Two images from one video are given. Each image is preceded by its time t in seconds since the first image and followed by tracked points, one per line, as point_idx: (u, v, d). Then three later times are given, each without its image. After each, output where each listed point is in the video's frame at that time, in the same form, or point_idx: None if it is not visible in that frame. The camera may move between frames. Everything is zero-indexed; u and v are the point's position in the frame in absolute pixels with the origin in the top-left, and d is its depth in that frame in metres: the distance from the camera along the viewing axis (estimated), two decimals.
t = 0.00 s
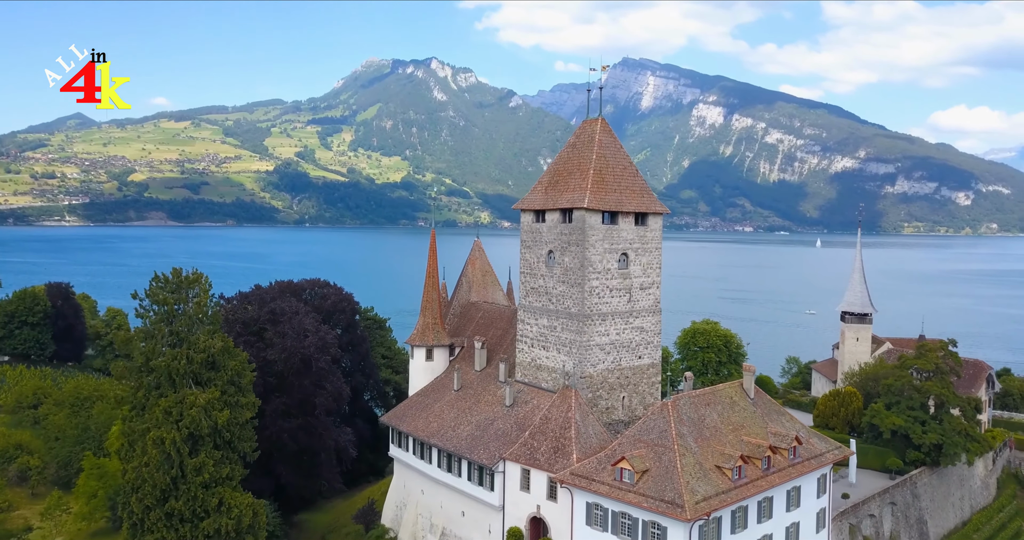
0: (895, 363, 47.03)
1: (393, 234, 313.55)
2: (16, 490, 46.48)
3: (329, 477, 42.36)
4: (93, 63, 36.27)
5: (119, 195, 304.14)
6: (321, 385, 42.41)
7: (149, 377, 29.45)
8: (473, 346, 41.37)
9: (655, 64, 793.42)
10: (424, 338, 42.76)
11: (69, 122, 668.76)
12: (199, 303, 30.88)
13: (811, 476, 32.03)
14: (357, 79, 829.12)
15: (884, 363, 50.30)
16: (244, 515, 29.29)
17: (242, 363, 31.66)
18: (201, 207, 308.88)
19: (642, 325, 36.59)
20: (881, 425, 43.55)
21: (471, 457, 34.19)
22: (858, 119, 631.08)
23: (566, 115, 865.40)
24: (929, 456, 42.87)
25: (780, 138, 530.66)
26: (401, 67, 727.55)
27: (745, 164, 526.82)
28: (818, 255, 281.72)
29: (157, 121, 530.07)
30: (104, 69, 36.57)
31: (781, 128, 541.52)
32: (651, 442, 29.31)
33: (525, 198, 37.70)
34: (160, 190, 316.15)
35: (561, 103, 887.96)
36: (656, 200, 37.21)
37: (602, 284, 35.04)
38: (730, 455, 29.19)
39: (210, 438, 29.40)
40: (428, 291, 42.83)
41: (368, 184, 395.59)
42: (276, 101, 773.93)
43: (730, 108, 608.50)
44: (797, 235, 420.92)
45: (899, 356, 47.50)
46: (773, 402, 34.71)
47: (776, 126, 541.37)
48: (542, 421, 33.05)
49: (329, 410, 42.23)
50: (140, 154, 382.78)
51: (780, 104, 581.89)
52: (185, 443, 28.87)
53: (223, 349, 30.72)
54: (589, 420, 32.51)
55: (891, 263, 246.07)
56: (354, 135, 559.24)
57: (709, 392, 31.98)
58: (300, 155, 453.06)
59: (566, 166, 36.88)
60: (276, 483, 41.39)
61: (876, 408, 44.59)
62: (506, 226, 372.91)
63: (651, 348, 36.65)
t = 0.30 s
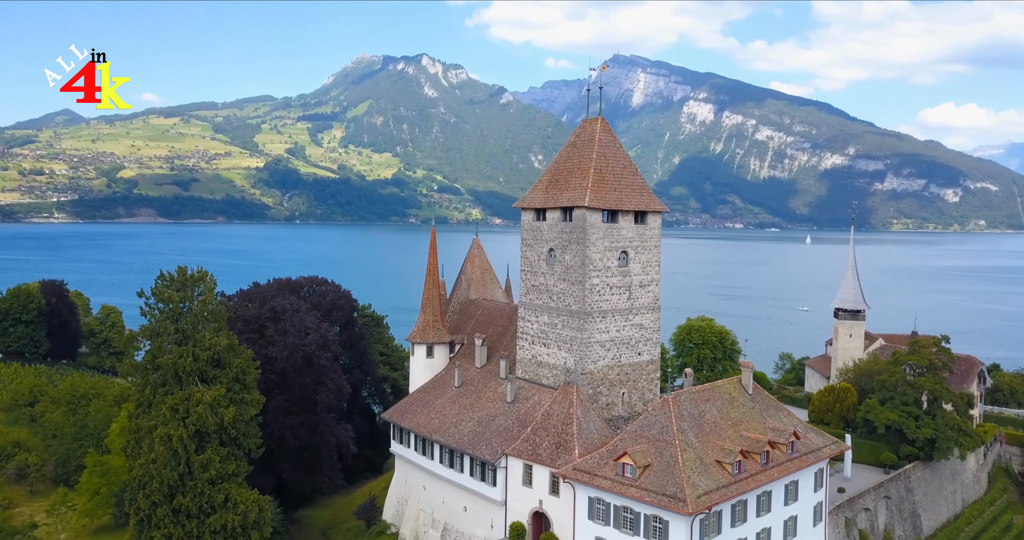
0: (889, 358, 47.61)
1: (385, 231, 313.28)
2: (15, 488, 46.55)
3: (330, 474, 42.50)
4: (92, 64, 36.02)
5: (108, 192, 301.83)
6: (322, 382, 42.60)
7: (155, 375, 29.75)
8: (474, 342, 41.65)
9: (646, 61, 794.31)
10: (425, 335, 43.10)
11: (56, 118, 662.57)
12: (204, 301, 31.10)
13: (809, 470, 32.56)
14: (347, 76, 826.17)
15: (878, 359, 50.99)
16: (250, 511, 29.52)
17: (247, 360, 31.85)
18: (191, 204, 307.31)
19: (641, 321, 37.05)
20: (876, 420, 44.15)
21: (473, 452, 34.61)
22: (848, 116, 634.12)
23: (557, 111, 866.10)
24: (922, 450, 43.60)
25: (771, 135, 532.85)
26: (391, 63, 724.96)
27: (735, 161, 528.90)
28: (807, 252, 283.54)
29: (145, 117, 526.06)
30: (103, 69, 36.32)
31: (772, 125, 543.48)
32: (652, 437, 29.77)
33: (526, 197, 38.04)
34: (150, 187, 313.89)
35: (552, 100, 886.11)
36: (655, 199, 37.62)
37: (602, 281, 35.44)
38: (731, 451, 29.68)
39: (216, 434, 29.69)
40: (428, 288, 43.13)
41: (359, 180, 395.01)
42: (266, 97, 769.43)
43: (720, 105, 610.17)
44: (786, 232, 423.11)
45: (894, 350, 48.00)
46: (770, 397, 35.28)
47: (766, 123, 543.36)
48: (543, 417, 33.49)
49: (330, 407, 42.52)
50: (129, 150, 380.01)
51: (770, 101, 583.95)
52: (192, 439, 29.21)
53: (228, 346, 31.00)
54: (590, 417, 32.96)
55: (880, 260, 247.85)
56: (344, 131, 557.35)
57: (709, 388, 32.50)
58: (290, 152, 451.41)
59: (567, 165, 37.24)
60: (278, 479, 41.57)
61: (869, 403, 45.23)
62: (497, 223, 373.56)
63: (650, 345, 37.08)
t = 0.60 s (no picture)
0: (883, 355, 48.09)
1: (376, 228, 312.69)
2: (13, 486, 46.64)
3: (330, 471, 42.76)
4: (92, 63, 36.07)
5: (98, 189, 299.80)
6: (322, 381, 42.90)
7: (160, 372, 29.99)
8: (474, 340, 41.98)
9: (638, 58, 794.97)
10: (425, 332, 43.35)
11: (44, 114, 656.94)
12: (208, 298, 31.29)
13: (806, 466, 33.01)
14: (338, 72, 823.40)
15: (873, 356, 51.66)
16: (254, 507, 29.84)
17: (251, 358, 32.07)
18: (182, 201, 306.03)
19: (640, 319, 37.41)
20: (871, 416, 44.71)
21: (475, 449, 34.98)
22: (838, 114, 636.53)
23: (549, 109, 865.99)
24: (916, 445, 44.16)
25: (762, 132, 534.49)
26: (383, 60, 723.02)
27: (727, 158, 530.43)
28: (798, 249, 284.85)
29: (135, 113, 522.73)
30: (104, 69, 36.40)
31: (763, 122, 544.89)
32: (652, 434, 30.16)
33: (526, 195, 38.36)
34: (140, 184, 311.96)
35: (544, 97, 885.68)
36: (655, 198, 37.96)
37: (602, 279, 35.80)
38: (730, 447, 30.10)
39: (221, 431, 29.91)
40: (428, 286, 43.38)
41: (351, 177, 394.46)
42: (257, 93, 765.58)
43: (712, 102, 611.62)
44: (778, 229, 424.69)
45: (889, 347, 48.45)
46: (768, 394, 35.72)
47: (757, 120, 545.20)
48: (544, 413, 33.88)
49: (330, 404, 42.81)
50: (120, 147, 377.60)
51: (761, 98, 585.56)
52: (198, 437, 29.43)
53: (232, 344, 31.24)
54: (590, 413, 33.33)
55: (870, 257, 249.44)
56: (336, 128, 555.76)
57: (707, 385, 32.95)
58: (282, 148, 449.93)
59: (566, 164, 37.59)
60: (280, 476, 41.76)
61: (864, 399, 45.80)
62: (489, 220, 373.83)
63: (650, 342, 37.48)
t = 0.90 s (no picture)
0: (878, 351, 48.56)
1: (367, 225, 312.05)
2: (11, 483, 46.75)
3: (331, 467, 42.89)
4: (93, 64, 36.55)
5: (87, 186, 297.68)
6: (324, 377, 43.14)
7: (165, 369, 30.24)
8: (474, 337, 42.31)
9: (629, 55, 795.46)
10: (425, 330, 43.66)
11: (31, 110, 650.72)
12: (212, 297, 31.50)
13: (803, 461, 33.55)
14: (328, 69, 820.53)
15: (867, 352, 52.37)
16: (259, 503, 30.17)
17: (254, 357, 32.32)
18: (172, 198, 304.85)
19: (639, 316, 37.81)
20: (865, 411, 45.40)
21: (477, 445, 35.34)
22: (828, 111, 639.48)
23: (539, 105, 865.79)
24: (910, 440, 44.86)
25: (752, 129, 536.33)
26: (374, 56, 720.62)
27: (717, 155, 532.15)
28: (788, 245, 286.20)
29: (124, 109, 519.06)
30: (103, 69, 36.86)
31: (753, 119, 546.52)
32: (653, 429, 30.60)
33: (526, 194, 38.77)
34: (129, 180, 309.90)
35: (534, 93, 885.55)
36: (653, 197, 38.35)
37: (602, 277, 36.17)
38: (730, 441, 30.59)
39: (226, 428, 30.20)
40: (428, 283, 43.68)
41: (341, 173, 393.52)
42: (246, 89, 760.52)
43: (702, 99, 613.17)
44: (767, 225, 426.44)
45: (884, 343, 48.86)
46: (766, 390, 36.22)
47: (748, 117, 546.82)
48: (546, 410, 34.24)
49: (330, 401, 43.02)
50: (108, 143, 375.16)
51: (752, 95, 587.65)
52: (203, 435, 29.66)
53: (236, 342, 31.51)
54: (591, 410, 33.73)
55: (860, 253, 251.02)
56: (326, 124, 554.05)
57: (707, 381, 33.40)
58: (272, 145, 448.45)
59: (566, 162, 37.95)
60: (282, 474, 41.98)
61: (858, 395, 46.47)
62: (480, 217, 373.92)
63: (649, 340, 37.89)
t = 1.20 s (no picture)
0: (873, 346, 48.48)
1: (358, 222, 311.49)
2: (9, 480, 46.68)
3: (332, 464, 42.99)
4: (93, 64, 37.09)
5: (77, 183, 295.78)
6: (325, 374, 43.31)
7: (170, 365, 30.48)
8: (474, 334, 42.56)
9: (620, 52, 795.94)
10: (425, 327, 43.92)
11: (20, 108, 645.31)
12: (217, 294, 31.73)
13: (801, 456, 34.04)
14: (319, 65, 817.14)
15: (862, 349, 52.82)
16: (264, 499, 30.39)
17: (257, 355, 32.56)
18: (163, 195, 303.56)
19: (638, 314, 38.20)
20: (859, 408, 45.91)
21: (478, 442, 35.63)
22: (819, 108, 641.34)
23: (531, 102, 865.06)
24: (904, 436, 45.55)
25: (744, 126, 537.50)
26: (366, 53, 718.23)
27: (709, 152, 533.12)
28: (780, 242, 287.22)
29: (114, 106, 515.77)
30: (103, 69, 37.45)
31: (745, 116, 547.72)
32: (654, 425, 31.00)
33: (526, 193, 39.06)
34: (120, 177, 307.89)
35: (525, 90, 884.80)
36: (652, 195, 38.73)
37: (602, 275, 36.53)
38: (730, 437, 30.98)
39: (230, 425, 30.46)
40: (428, 281, 43.89)
41: (333, 170, 392.33)
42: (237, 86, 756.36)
43: (694, 96, 614.21)
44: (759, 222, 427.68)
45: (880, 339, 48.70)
46: (764, 387, 36.64)
47: (739, 114, 547.98)
48: (547, 406, 34.57)
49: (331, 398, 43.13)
50: (99, 140, 372.81)
51: (743, 93, 589.37)
52: (208, 432, 29.87)
53: (240, 339, 31.79)
54: (592, 406, 34.07)
55: (850, 250, 252.16)
56: (318, 121, 552.15)
57: (706, 378, 33.86)
58: (263, 142, 446.82)
59: (566, 161, 38.25)
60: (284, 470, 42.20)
61: (854, 391, 46.89)
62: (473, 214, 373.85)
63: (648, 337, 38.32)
